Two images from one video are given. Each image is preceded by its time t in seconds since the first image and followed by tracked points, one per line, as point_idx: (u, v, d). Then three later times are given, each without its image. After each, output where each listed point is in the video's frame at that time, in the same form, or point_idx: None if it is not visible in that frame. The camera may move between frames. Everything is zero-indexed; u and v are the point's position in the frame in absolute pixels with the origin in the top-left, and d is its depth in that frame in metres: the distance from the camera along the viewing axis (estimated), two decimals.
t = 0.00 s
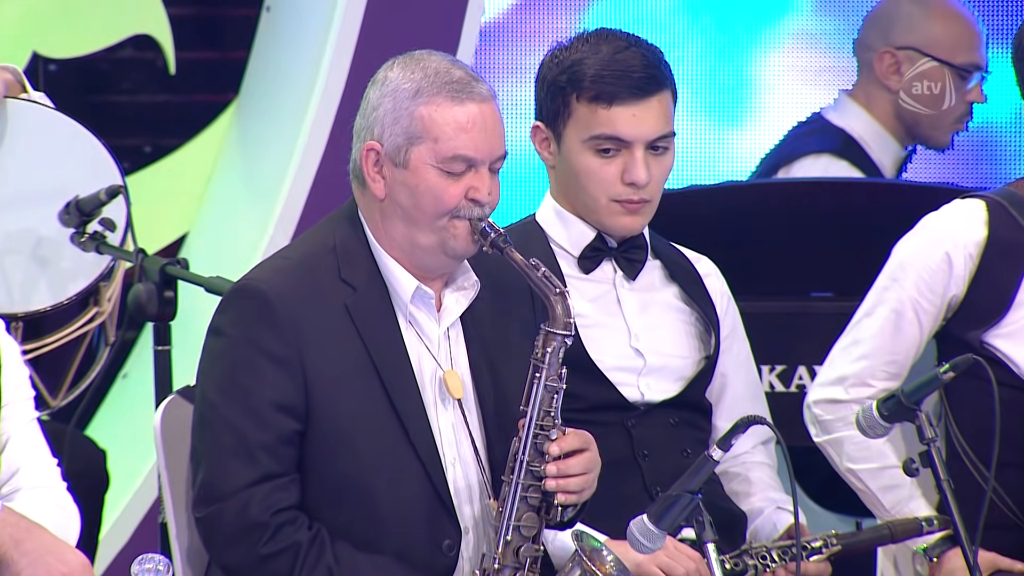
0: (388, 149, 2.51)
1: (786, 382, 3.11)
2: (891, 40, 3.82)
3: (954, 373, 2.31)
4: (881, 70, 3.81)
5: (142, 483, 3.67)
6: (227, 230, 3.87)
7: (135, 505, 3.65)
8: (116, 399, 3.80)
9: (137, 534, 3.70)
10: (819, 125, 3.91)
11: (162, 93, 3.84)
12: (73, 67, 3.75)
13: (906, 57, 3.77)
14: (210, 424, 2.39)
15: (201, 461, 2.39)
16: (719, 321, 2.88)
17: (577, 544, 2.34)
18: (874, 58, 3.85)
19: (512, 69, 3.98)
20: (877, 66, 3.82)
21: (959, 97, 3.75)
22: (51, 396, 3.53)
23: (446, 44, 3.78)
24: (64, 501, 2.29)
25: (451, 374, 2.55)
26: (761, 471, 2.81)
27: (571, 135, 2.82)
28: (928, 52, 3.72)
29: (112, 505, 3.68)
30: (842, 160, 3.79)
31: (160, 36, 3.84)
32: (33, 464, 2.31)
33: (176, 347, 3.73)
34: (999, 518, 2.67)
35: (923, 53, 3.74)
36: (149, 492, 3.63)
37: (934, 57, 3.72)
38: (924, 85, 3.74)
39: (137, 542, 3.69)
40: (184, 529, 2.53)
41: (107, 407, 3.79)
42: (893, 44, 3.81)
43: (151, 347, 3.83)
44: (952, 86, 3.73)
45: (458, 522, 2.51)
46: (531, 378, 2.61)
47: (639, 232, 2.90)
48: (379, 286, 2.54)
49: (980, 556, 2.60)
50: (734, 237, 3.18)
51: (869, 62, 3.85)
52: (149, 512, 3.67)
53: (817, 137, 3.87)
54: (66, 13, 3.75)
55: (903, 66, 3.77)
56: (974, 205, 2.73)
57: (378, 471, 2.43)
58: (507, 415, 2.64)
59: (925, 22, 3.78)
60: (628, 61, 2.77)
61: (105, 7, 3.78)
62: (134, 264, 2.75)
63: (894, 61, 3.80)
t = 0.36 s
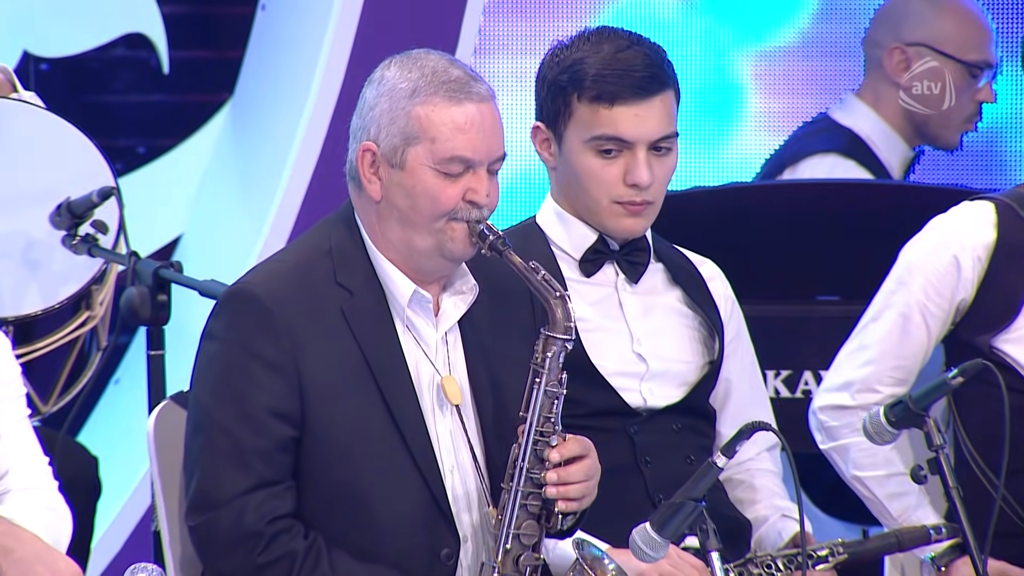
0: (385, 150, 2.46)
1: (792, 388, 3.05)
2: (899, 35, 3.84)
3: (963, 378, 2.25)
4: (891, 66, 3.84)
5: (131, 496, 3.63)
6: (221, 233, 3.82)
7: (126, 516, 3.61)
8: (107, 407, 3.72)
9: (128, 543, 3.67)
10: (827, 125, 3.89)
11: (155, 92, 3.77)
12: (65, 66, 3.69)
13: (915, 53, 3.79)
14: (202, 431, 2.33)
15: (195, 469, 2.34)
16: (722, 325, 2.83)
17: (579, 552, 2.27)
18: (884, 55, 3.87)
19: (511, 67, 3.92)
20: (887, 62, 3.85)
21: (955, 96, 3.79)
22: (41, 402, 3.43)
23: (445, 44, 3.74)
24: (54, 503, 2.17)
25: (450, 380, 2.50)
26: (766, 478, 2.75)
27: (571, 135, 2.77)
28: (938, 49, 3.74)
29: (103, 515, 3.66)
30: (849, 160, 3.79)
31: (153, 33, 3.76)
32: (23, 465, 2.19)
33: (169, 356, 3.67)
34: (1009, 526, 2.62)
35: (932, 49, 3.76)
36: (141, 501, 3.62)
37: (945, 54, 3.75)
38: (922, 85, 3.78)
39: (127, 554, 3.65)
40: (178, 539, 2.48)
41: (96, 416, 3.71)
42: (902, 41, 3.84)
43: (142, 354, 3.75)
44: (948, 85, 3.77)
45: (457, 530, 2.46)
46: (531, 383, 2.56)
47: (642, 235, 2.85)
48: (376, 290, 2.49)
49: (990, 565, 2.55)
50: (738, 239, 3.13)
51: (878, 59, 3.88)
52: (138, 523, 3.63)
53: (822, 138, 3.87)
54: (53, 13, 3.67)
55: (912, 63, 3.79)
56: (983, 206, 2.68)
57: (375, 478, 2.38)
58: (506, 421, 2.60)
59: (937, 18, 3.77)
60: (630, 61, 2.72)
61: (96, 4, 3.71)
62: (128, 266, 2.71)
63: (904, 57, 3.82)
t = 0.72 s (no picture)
0: (383, 151, 2.39)
1: (798, 395, 2.99)
2: (911, 35, 3.70)
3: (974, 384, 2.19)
4: (901, 67, 3.71)
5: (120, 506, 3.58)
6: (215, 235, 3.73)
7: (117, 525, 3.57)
8: (98, 414, 3.64)
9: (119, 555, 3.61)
10: (834, 125, 3.75)
11: (146, 92, 3.68)
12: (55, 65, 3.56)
13: (925, 52, 3.63)
14: (195, 436, 2.28)
15: (188, 476, 2.28)
16: (728, 329, 2.77)
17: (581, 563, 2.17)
18: (894, 54, 3.74)
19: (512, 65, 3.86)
20: (898, 62, 3.72)
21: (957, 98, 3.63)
22: (31, 409, 3.34)
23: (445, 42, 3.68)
24: (42, 517, 2.10)
25: (447, 387, 2.43)
26: (773, 486, 2.69)
27: (572, 135, 2.71)
28: (949, 49, 3.57)
29: (93, 525, 3.59)
30: (858, 161, 3.63)
31: (144, 31, 3.66)
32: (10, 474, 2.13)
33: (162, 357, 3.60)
34: (1022, 536, 2.55)
35: (943, 49, 3.59)
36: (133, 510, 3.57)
37: (956, 54, 3.58)
38: (923, 85, 3.64)
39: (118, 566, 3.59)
40: (171, 548, 2.43)
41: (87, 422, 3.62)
42: (913, 40, 3.69)
43: (134, 358, 3.68)
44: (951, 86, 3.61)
45: (455, 538, 2.40)
46: (531, 390, 2.50)
47: (645, 237, 2.79)
48: (372, 293, 2.43)
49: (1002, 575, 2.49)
50: (743, 242, 3.08)
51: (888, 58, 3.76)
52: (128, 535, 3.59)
53: (831, 137, 3.71)
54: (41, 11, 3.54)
55: (921, 63, 3.64)
56: (995, 208, 2.63)
57: (372, 485, 2.32)
58: (506, 428, 2.54)
59: (945, 16, 3.58)
60: (633, 59, 2.67)
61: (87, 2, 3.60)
62: (119, 270, 2.66)
63: (914, 56, 3.68)
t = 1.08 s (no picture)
0: (380, 151, 2.33)
1: (806, 402, 2.97)
2: (919, 36, 3.61)
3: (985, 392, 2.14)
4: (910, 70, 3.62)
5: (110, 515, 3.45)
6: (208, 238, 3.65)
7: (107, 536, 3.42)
8: (91, 419, 3.60)
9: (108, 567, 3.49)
10: (841, 127, 3.71)
11: (138, 91, 3.65)
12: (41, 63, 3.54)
13: (933, 53, 3.56)
14: (189, 442, 2.22)
15: (181, 484, 2.22)
16: (734, 333, 2.71)
17: None
18: (903, 57, 3.65)
19: (513, 64, 3.77)
20: (907, 65, 3.63)
21: (959, 99, 3.55)
22: (19, 415, 3.33)
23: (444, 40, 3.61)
24: (31, 529, 2.01)
25: (446, 393, 2.36)
26: (781, 495, 2.63)
27: (575, 134, 2.65)
28: (959, 50, 3.51)
29: (83, 535, 3.48)
30: (867, 164, 3.60)
31: (135, 30, 3.63)
32: None
33: (151, 364, 3.50)
34: None
35: (952, 49, 3.53)
36: (123, 520, 3.44)
37: (969, 56, 3.52)
38: (925, 85, 3.59)
39: None
40: (162, 558, 2.37)
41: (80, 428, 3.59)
42: (922, 41, 3.60)
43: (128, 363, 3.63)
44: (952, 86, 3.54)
45: (454, 548, 2.33)
46: (533, 396, 2.44)
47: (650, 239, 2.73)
48: (370, 298, 2.37)
49: None
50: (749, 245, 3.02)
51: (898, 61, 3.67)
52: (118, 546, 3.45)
53: (841, 140, 3.68)
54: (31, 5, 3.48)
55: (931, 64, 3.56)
56: (1007, 211, 2.56)
57: (370, 493, 2.26)
58: (506, 435, 2.48)
59: (956, 17, 3.53)
60: (636, 57, 2.61)
61: None
62: (110, 275, 2.62)
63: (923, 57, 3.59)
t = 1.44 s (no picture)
0: (377, 151, 2.27)
1: (813, 408, 2.90)
2: (931, 37, 3.56)
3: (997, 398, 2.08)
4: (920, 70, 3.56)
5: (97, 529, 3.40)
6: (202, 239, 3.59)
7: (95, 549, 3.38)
8: (79, 424, 3.50)
9: None
10: (851, 127, 3.65)
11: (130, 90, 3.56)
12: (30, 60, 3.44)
13: (946, 55, 3.50)
14: (180, 450, 2.15)
15: (172, 493, 2.16)
16: (739, 337, 2.65)
17: None
18: (913, 57, 3.61)
19: (513, 63, 3.71)
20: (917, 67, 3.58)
21: (968, 100, 3.51)
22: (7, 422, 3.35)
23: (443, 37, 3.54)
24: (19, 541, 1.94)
25: (445, 399, 2.30)
26: (787, 504, 2.57)
27: (578, 134, 2.59)
28: (973, 51, 3.44)
29: (73, 544, 3.43)
30: (876, 167, 3.52)
31: (127, 27, 3.54)
32: None
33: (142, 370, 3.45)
34: None
35: (964, 50, 3.46)
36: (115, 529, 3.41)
37: (981, 57, 3.45)
38: (926, 85, 3.55)
39: None
40: (154, 569, 2.31)
41: (68, 433, 3.49)
42: (933, 42, 3.55)
43: (118, 368, 3.55)
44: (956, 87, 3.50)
45: (453, 558, 2.27)
46: (534, 402, 2.38)
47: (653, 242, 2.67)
48: (367, 302, 2.31)
49: None
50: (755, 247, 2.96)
51: (907, 60, 3.62)
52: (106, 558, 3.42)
53: (850, 141, 3.62)
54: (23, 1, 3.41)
55: (944, 66, 3.50)
56: (1019, 212, 2.56)
57: (365, 501, 2.19)
58: (507, 442, 2.42)
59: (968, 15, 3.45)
60: (640, 54, 2.55)
61: None
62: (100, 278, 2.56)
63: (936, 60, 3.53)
